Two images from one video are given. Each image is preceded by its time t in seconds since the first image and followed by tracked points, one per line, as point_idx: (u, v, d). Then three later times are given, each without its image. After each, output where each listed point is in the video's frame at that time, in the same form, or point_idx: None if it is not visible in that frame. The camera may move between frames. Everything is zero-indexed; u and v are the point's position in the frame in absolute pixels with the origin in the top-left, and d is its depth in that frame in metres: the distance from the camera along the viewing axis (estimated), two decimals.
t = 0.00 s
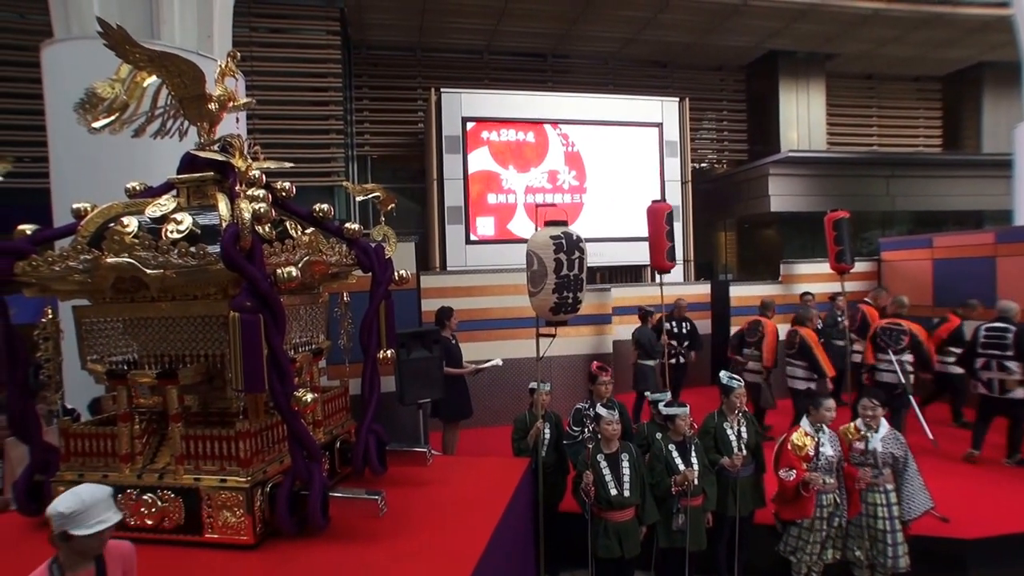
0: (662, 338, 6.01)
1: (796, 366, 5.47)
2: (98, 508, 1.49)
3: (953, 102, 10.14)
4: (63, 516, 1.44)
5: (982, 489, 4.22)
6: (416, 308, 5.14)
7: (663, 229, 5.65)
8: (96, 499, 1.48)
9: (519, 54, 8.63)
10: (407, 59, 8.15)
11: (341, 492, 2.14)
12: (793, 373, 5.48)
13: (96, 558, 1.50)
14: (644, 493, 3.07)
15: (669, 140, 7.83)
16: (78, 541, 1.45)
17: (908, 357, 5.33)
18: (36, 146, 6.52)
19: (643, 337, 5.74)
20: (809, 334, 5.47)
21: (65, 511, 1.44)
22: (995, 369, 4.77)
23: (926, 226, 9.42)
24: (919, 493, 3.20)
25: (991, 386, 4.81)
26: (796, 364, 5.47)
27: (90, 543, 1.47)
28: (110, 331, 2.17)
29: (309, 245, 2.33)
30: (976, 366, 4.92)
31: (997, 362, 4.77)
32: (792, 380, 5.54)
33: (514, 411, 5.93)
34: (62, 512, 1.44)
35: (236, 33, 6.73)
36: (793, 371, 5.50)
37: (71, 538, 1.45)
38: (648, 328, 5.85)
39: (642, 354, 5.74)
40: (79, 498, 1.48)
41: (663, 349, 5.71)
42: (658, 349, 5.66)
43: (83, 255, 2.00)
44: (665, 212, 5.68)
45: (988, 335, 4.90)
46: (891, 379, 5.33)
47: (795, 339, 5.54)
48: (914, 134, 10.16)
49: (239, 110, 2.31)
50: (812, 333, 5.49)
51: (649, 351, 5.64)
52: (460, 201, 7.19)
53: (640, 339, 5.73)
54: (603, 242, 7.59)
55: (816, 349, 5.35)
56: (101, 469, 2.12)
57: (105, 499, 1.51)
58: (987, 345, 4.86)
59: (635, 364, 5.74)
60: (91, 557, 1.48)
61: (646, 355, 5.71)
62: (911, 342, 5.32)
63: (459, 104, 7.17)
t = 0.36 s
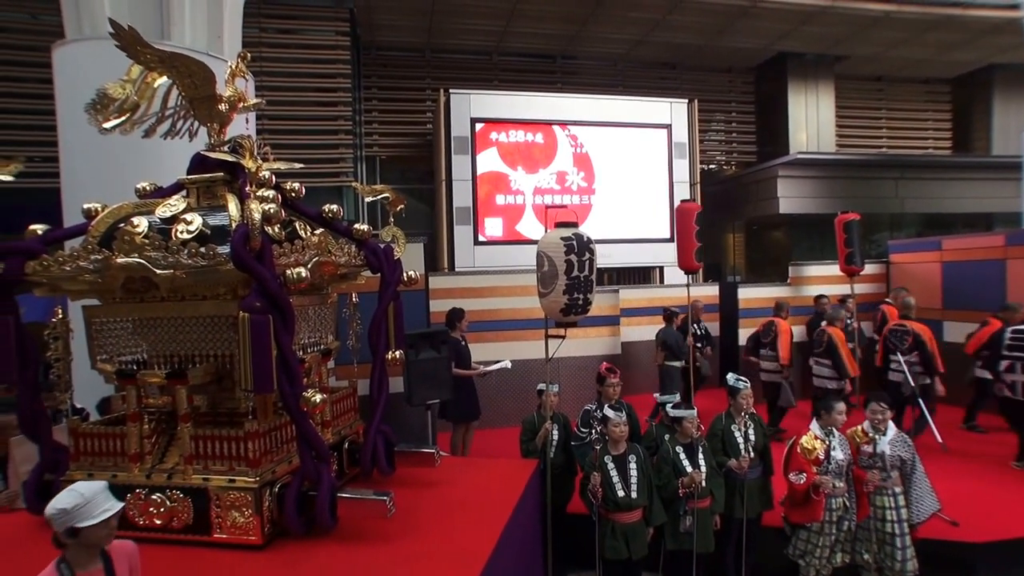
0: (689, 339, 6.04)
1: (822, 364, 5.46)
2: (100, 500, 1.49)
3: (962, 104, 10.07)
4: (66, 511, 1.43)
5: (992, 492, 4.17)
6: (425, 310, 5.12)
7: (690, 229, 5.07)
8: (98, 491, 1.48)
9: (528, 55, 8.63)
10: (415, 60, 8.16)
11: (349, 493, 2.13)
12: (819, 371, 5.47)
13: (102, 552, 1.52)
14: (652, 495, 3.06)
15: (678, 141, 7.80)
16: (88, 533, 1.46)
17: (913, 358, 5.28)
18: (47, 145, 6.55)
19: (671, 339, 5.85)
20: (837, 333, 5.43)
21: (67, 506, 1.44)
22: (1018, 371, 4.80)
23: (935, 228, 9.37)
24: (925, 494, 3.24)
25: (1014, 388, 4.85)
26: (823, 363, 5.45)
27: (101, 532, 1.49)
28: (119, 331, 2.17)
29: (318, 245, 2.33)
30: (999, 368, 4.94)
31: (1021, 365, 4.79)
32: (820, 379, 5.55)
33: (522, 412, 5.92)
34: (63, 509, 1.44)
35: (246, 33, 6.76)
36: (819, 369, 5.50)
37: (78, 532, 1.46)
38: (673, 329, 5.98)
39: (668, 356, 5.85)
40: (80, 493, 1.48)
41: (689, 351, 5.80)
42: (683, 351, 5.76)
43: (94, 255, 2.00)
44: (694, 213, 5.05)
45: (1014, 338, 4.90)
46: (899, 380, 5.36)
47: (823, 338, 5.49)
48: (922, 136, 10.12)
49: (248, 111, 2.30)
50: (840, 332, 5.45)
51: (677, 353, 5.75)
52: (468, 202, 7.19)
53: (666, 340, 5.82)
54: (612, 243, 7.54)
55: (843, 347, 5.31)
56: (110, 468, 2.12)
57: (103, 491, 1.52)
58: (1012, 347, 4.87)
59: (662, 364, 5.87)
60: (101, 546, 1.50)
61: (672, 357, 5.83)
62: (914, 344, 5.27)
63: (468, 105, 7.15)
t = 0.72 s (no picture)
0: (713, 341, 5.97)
1: (853, 368, 5.27)
2: (114, 499, 1.49)
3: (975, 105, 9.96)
4: (82, 511, 1.43)
5: (1005, 496, 4.11)
6: (435, 311, 5.10)
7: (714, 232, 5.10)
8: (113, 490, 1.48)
9: (538, 56, 8.61)
10: (425, 61, 8.16)
11: (359, 494, 2.13)
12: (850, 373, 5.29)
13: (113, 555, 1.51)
14: (662, 497, 3.04)
15: (688, 143, 7.72)
16: (102, 533, 1.46)
17: (935, 360, 5.24)
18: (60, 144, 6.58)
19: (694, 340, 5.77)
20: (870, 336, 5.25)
21: (82, 506, 1.43)
22: None
23: (948, 230, 9.28)
24: (934, 499, 3.20)
25: None
26: (855, 366, 5.26)
27: (115, 533, 1.48)
28: (131, 330, 2.18)
29: (330, 247, 2.33)
30: None
31: None
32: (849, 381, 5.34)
33: (532, 413, 5.89)
34: (77, 508, 1.43)
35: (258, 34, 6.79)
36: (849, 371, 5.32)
37: (92, 532, 1.45)
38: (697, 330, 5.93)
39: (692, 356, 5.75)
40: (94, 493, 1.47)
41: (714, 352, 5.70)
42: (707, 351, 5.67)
43: (106, 255, 2.00)
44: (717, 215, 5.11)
45: None
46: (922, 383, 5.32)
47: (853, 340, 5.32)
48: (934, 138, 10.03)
49: (260, 111, 2.31)
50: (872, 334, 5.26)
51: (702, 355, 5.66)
52: (478, 202, 7.16)
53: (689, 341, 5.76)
54: (621, 245, 7.49)
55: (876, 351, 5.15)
56: (122, 467, 2.13)
57: (116, 490, 1.51)
58: None
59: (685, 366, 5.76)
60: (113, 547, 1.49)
61: (694, 358, 5.75)
62: (934, 346, 5.25)
63: (479, 106, 7.13)
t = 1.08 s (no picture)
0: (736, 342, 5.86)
1: (884, 370, 5.27)
2: (153, 501, 1.55)
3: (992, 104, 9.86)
4: (123, 515, 1.49)
5: None
6: (444, 311, 5.12)
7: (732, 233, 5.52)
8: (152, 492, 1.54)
9: (546, 56, 8.61)
10: (433, 62, 8.19)
11: (371, 493, 2.15)
12: (882, 376, 5.28)
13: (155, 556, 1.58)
14: (673, 500, 3.04)
15: (698, 142, 7.51)
16: (148, 534, 1.52)
17: (970, 362, 5.16)
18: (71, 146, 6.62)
19: (717, 340, 5.71)
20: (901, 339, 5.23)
21: (122, 510, 1.49)
22: None
23: (964, 230, 9.18)
24: (955, 504, 3.16)
25: None
26: (886, 369, 5.25)
27: (159, 532, 1.55)
28: (148, 329, 2.22)
29: (341, 247, 2.36)
30: None
31: None
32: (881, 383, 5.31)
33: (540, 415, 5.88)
34: (120, 513, 1.49)
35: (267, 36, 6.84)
36: (880, 374, 5.31)
37: (137, 534, 1.51)
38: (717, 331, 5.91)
39: (715, 356, 5.73)
40: (134, 498, 1.54)
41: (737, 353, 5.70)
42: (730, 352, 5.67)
43: (124, 255, 2.03)
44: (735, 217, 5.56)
45: None
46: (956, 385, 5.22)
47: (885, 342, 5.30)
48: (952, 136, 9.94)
49: (273, 113, 2.34)
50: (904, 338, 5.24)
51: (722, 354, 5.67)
52: (486, 202, 6.90)
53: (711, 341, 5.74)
54: (629, 246, 7.27)
55: (910, 353, 5.12)
56: (138, 464, 2.17)
57: (154, 494, 1.58)
58: None
59: (707, 365, 5.72)
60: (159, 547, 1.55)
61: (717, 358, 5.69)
62: (970, 349, 5.15)
63: (487, 106, 6.91)
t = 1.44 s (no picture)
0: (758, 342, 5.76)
1: (916, 372, 5.22)
2: (187, 522, 1.61)
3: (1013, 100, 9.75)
4: (161, 538, 1.55)
5: None
6: (454, 311, 5.14)
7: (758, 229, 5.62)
8: (187, 515, 1.60)
9: (556, 55, 8.61)
10: (442, 61, 8.20)
11: (384, 493, 2.17)
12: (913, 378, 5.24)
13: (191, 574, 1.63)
14: (686, 502, 3.04)
15: (708, 141, 7.42)
16: (185, 554, 1.58)
17: (1002, 364, 4.95)
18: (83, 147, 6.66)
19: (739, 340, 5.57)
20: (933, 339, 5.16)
21: (160, 534, 1.55)
22: None
23: (982, 229, 9.08)
24: (982, 515, 3.09)
25: None
26: (918, 371, 5.20)
27: (195, 552, 1.60)
28: (165, 328, 2.25)
29: (356, 247, 2.38)
30: None
31: None
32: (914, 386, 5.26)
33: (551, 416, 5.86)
34: (157, 536, 1.55)
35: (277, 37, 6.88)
36: (913, 376, 5.25)
37: (175, 555, 1.57)
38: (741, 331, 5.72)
39: (736, 356, 5.58)
40: (169, 519, 1.59)
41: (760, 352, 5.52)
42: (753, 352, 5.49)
43: (143, 255, 2.05)
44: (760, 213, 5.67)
45: None
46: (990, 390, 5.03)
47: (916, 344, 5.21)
48: (972, 134, 9.83)
49: (287, 114, 2.36)
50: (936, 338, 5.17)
51: (746, 355, 5.49)
52: (495, 202, 6.88)
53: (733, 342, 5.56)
54: (637, 246, 7.20)
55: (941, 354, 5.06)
56: (155, 460, 2.19)
57: (186, 513, 1.64)
58: None
59: (727, 365, 5.60)
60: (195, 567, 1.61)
61: (740, 358, 5.53)
62: (1001, 351, 4.96)
63: (496, 106, 6.90)
